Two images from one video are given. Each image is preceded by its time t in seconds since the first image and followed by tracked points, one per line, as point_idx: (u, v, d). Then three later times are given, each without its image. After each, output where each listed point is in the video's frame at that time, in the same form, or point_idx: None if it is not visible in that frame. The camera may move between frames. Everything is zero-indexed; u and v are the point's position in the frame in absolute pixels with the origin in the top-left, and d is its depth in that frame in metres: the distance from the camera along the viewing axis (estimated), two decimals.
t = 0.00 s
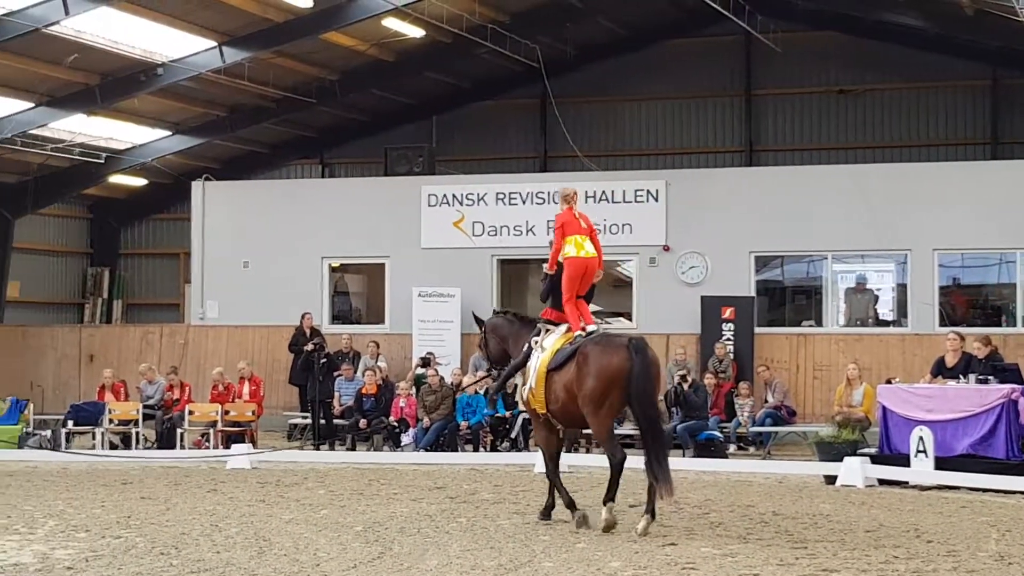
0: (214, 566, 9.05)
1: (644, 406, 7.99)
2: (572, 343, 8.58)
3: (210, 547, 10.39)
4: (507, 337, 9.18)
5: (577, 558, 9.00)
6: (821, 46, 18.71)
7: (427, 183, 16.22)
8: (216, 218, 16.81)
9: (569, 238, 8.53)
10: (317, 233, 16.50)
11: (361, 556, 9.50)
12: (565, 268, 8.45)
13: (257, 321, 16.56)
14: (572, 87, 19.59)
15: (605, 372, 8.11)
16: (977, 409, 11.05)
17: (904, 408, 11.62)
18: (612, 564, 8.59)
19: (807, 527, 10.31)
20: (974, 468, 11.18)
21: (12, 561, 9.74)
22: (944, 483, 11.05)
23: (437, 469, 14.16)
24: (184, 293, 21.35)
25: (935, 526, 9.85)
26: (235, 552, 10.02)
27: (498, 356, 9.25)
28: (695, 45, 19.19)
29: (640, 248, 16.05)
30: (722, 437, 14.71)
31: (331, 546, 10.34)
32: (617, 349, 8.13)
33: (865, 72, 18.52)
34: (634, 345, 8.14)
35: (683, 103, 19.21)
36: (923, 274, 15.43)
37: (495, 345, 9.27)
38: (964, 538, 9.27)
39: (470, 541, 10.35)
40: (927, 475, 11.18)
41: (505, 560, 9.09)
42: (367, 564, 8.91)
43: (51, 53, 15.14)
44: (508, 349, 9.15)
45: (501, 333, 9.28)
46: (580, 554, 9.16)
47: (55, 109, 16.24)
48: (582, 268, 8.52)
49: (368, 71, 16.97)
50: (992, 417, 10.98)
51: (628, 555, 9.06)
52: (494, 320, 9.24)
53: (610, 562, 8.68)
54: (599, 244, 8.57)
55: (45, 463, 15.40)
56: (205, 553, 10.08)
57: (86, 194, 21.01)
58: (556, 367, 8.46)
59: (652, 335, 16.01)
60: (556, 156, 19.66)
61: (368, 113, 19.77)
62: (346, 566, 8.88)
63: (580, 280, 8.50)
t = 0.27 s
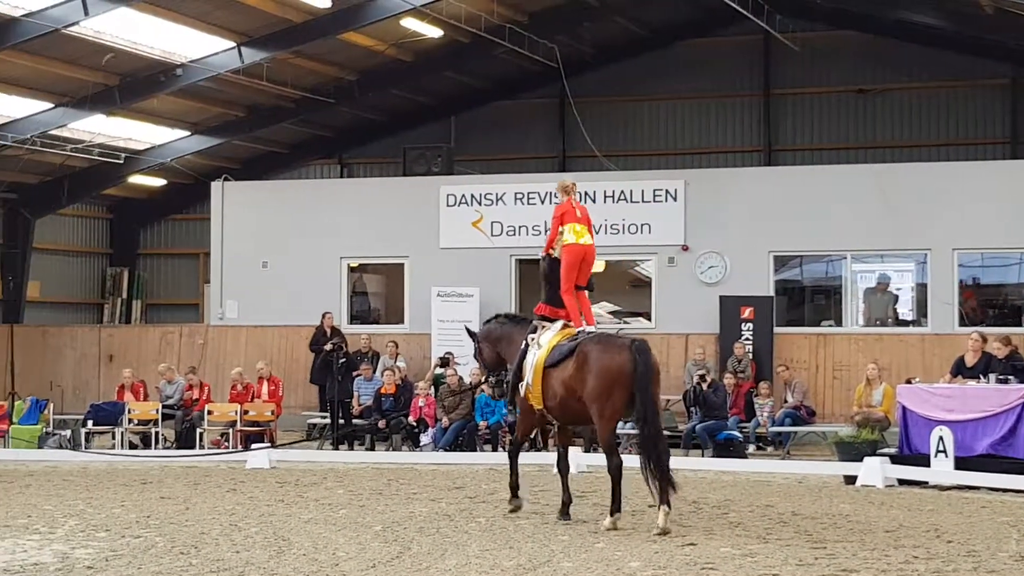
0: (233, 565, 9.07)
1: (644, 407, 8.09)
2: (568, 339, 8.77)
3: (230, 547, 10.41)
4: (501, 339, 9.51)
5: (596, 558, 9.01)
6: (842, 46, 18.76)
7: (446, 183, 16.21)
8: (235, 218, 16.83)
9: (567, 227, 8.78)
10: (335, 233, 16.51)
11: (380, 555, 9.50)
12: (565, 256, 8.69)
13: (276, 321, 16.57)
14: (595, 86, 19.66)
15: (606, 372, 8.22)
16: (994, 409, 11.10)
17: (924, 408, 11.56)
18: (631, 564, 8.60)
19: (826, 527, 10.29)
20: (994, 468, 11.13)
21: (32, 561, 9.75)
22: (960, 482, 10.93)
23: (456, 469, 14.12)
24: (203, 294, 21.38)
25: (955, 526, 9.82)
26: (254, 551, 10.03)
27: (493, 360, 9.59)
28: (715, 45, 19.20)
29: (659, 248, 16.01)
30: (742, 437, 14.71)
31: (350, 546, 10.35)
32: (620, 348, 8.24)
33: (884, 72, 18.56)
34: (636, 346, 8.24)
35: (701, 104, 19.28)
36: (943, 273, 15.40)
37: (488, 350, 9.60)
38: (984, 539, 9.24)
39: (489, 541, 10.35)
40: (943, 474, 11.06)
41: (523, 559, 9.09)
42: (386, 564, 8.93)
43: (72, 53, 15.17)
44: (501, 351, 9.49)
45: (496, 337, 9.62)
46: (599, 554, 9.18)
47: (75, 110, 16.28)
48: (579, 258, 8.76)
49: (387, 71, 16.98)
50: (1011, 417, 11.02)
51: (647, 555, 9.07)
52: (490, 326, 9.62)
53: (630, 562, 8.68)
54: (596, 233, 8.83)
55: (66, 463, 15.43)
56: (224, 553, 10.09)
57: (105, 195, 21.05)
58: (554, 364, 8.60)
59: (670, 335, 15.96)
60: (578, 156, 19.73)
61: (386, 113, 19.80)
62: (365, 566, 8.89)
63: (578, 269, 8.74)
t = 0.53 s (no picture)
0: (251, 566, 9.08)
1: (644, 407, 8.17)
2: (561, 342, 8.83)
3: (248, 547, 10.42)
4: (495, 340, 9.45)
5: (614, 560, 9.01)
6: (861, 46, 18.77)
7: (464, 183, 16.19)
8: (254, 218, 16.85)
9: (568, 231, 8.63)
10: (354, 233, 16.52)
11: (398, 556, 9.50)
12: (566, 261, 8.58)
13: (295, 321, 16.60)
14: (615, 87, 19.74)
15: (606, 372, 8.28)
16: (1015, 410, 11.04)
17: (944, 409, 11.54)
18: (648, 565, 8.60)
19: (844, 529, 10.28)
20: (1014, 470, 11.12)
21: (52, 561, 9.76)
22: (981, 484, 10.96)
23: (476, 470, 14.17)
24: (221, 294, 21.40)
25: (974, 528, 9.81)
26: (273, 552, 10.04)
27: (486, 361, 9.50)
28: (734, 46, 19.22)
29: (678, 249, 15.99)
30: (760, 438, 14.57)
31: (368, 546, 10.35)
32: (621, 349, 8.31)
33: (904, 72, 18.57)
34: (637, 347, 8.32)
35: (719, 104, 19.30)
36: (962, 275, 15.33)
37: (481, 349, 9.50)
38: (1003, 541, 9.22)
39: (507, 542, 10.34)
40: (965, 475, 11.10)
41: (541, 560, 9.09)
42: (403, 565, 8.95)
43: (91, 54, 15.20)
44: (494, 353, 9.43)
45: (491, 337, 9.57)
46: (617, 555, 9.18)
47: (95, 110, 16.32)
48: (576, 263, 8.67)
49: (405, 72, 16.99)
50: None
51: (665, 556, 9.07)
52: (486, 325, 9.55)
53: (647, 563, 8.69)
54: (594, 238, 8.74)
55: (86, 463, 15.47)
56: (243, 553, 10.10)
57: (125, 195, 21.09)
58: (547, 364, 8.66)
59: (688, 337, 15.90)
60: (596, 157, 19.78)
61: (404, 113, 19.82)
62: (383, 567, 8.89)
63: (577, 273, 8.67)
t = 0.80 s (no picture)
0: (278, 565, 9.10)
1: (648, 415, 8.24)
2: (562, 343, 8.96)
3: (274, 547, 10.43)
4: (493, 347, 9.79)
5: (641, 560, 9.01)
6: (886, 45, 18.76)
7: (489, 184, 16.19)
8: (279, 219, 16.89)
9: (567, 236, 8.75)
10: (379, 234, 16.53)
11: (423, 556, 9.51)
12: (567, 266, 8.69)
13: (320, 321, 16.64)
14: (638, 87, 19.73)
15: (611, 379, 8.33)
16: None
17: (970, 411, 11.50)
18: (675, 566, 8.61)
19: (871, 530, 10.27)
20: None
21: (79, 560, 9.78)
22: (1010, 486, 10.92)
23: (501, 471, 14.28)
24: (247, 294, 21.45)
25: (1001, 530, 9.78)
26: (299, 551, 10.06)
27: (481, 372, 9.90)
28: (757, 47, 19.27)
29: (703, 249, 15.95)
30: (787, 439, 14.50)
31: (394, 546, 10.36)
32: (626, 357, 8.34)
33: (930, 72, 18.54)
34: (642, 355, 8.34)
35: (743, 105, 19.31)
36: (989, 275, 15.26)
37: (476, 363, 9.93)
38: None
39: (532, 542, 10.34)
40: (993, 477, 11.05)
41: (567, 561, 9.10)
42: (430, 565, 8.97)
43: (116, 55, 15.24)
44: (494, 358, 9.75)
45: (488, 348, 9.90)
46: (643, 556, 9.19)
47: (119, 111, 16.36)
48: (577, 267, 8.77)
49: (430, 72, 17.00)
50: None
51: (692, 557, 9.08)
52: (483, 336, 9.90)
53: (674, 564, 8.69)
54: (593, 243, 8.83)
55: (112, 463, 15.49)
56: (269, 553, 10.12)
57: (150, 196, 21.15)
58: (548, 365, 8.80)
59: (713, 338, 15.85)
60: (621, 157, 19.74)
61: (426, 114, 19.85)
62: (409, 567, 8.90)
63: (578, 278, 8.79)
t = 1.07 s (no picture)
0: (297, 565, 9.10)
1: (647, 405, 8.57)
2: (558, 341, 9.06)
3: (294, 546, 10.44)
4: (483, 346, 9.71)
5: (661, 561, 9.00)
6: (908, 45, 18.73)
7: (510, 184, 16.17)
8: (301, 218, 16.93)
9: (560, 234, 8.94)
10: (399, 234, 16.53)
11: (443, 556, 9.50)
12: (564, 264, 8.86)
13: (341, 320, 16.65)
14: (660, 86, 19.77)
15: (609, 373, 8.59)
16: None
17: (993, 411, 11.52)
18: (695, 567, 8.61)
19: (892, 531, 10.24)
20: None
21: (101, 559, 9.78)
22: None
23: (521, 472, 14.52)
24: (269, 293, 21.52)
25: None
26: (318, 551, 10.06)
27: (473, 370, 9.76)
28: (778, 46, 19.26)
29: (724, 250, 15.93)
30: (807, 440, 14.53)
31: (413, 546, 10.36)
32: (621, 350, 8.62)
33: (953, 72, 18.50)
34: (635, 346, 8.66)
35: (764, 105, 19.32)
36: (1011, 276, 15.16)
37: (467, 359, 9.79)
38: None
39: (552, 542, 10.33)
40: (1015, 478, 11.02)
41: (587, 561, 9.09)
42: (449, 565, 8.98)
43: (137, 54, 15.28)
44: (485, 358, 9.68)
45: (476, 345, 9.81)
46: (663, 556, 9.18)
47: (141, 110, 16.40)
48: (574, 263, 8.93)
49: (451, 72, 17.02)
50: None
51: (712, 558, 9.07)
52: (473, 334, 9.80)
53: (694, 565, 8.69)
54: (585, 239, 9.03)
55: (133, 462, 15.50)
56: (288, 552, 10.12)
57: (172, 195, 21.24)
58: (547, 364, 8.91)
59: (735, 338, 15.80)
60: (643, 158, 19.80)
61: (446, 113, 19.89)
62: (428, 566, 8.91)
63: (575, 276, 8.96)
